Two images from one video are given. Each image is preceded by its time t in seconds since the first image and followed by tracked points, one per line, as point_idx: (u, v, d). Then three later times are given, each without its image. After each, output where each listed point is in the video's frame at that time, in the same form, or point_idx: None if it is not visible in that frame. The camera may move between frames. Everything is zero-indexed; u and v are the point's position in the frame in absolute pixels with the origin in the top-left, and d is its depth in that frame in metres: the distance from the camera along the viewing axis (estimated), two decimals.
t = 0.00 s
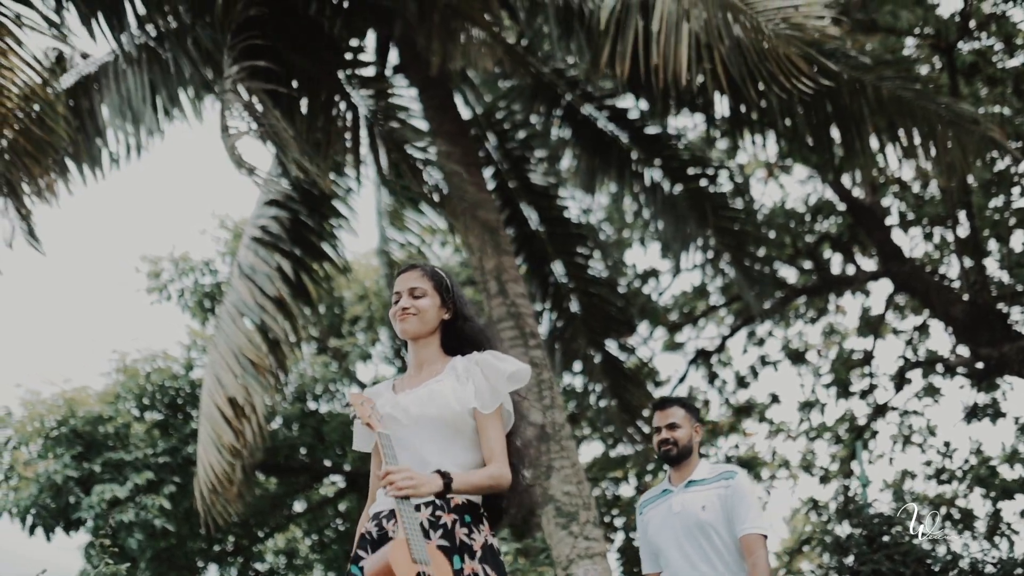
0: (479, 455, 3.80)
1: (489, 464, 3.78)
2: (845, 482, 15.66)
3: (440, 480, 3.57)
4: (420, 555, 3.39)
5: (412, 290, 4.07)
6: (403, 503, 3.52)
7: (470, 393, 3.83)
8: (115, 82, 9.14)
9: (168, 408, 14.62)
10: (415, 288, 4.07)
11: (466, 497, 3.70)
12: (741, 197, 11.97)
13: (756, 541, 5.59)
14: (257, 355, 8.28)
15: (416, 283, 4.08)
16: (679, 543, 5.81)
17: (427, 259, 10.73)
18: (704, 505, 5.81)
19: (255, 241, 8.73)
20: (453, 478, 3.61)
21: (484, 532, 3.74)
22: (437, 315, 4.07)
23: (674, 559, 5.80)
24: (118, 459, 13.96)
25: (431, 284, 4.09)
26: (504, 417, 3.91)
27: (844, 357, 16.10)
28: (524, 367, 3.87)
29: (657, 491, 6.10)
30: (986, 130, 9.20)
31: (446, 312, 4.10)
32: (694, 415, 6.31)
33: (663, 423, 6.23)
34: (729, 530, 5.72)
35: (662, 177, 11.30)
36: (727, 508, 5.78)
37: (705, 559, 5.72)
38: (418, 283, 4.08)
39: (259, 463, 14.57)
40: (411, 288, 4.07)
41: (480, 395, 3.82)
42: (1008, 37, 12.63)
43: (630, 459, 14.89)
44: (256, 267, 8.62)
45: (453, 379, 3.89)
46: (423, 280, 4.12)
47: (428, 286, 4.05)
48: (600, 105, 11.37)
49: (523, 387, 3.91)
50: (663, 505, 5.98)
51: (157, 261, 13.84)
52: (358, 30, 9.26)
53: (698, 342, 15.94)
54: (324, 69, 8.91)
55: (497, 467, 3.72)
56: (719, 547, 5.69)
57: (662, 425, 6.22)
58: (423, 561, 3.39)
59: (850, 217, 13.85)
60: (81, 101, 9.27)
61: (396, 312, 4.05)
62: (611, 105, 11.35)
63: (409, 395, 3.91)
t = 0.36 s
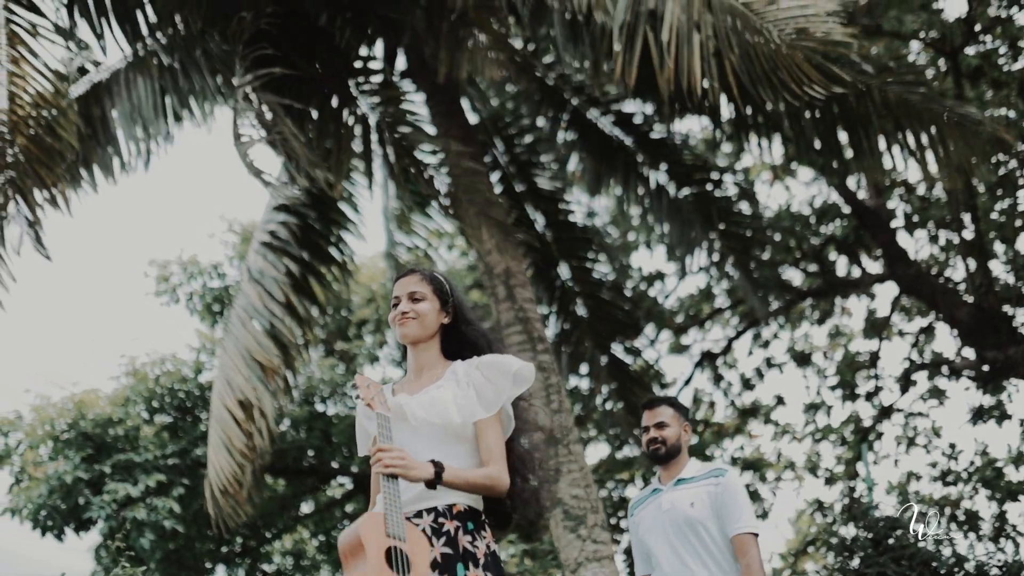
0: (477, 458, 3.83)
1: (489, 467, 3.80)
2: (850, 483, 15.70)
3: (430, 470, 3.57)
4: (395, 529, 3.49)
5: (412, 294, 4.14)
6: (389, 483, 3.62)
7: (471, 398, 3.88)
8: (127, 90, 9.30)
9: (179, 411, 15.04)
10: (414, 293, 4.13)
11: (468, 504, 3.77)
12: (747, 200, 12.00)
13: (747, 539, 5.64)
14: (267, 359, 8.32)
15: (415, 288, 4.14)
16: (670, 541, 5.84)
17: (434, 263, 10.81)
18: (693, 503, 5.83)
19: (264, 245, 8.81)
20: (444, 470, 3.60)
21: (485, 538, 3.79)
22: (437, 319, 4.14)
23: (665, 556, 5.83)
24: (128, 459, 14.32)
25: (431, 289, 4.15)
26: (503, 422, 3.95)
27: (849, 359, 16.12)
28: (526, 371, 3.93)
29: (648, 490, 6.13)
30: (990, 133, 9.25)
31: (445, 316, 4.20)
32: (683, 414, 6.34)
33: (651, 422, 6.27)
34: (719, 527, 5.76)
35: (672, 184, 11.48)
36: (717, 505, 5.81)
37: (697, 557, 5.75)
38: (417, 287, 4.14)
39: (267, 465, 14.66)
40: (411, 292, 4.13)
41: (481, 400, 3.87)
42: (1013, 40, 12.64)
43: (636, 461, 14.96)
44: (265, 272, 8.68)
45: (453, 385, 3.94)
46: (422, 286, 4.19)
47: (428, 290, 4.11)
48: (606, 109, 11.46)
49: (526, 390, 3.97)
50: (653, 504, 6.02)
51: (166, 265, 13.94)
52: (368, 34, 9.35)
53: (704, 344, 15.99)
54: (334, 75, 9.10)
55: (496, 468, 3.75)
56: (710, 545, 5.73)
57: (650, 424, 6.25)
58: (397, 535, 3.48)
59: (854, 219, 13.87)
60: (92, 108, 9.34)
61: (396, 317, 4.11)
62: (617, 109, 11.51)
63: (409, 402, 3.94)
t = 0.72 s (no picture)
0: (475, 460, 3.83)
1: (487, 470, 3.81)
2: (858, 484, 15.72)
3: (425, 460, 3.49)
4: (374, 505, 3.35)
5: (411, 297, 4.19)
6: (377, 458, 3.49)
7: (471, 402, 3.89)
8: (139, 98, 9.63)
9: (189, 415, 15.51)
10: (413, 296, 4.19)
11: (468, 507, 3.79)
12: (754, 202, 12.02)
13: (744, 536, 5.40)
14: (278, 361, 8.34)
15: (414, 291, 4.21)
16: (664, 539, 5.58)
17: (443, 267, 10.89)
18: (688, 497, 5.57)
19: (275, 250, 8.85)
20: (439, 461, 3.54)
21: (485, 541, 3.81)
22: (435, 322, 4.18)
23: (658, 552, 5.58)
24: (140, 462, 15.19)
25: (429, 292, 4.22)
26: (502, 426, 3.98)
27: (856, 360, 16.15)
28: (524, 375, 3.97)
29: (642, 487, 5.88)
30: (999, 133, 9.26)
31: (443, 320, 4.27)
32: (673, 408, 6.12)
33: (643, 420, 6.05)
34: (715, 522, 5.51)
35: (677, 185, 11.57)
36: (713, 500, 5.54)
37: (692, 555, 5.48)
38: (415, 290, 4.21)
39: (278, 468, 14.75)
40: (410, 295, 4.19)
41: (481, 404, 3.89)
42: (1020, 40, 12.64)
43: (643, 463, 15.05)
44: (276, 276, 8.74)
45: (453, 387, 3.97)
46: (420, 290, 4.24)
47: (426, 293, 4.18)
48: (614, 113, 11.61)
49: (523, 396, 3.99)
50: (647, 500, 5.76)
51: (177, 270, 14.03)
52: (377, 40, 9.60)
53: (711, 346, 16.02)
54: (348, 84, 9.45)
55: (492, 469, 3.74)
56: (705, 541, 5.48)
57: (642, 422, 6.03)
58: (375, 511, 3.34)
59: (861, 221, 13.90)
60: (104, 115, 9.67)
61: (394, 319, 4.15)
62: (625, 114, 11.60)
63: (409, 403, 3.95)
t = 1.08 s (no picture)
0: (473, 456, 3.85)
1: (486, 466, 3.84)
2: (869, 485, 15.73)
3: (421, 447, 3.55)
4: (361, 482, 3.45)
5: (411, 296, 4.18)
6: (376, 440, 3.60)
7: (469, 397, 3.92)
8: (154, 107, 9.74)
9: (203, 419, 16.39)
10: (413, 294, 4.18)
11: (467, 506, 3.80)
12: (764, 203, 12.04)
13: (751, 536, 5.34)
14: (294, 366, 8.37)
15: (414, 290, 4.19)
16: (667, 534, 5.49)
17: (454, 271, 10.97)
18: (694, 493, 5.49)
19: (289, 254, 8.90)
20: (435, 451, 3.58)
21: (486, 539, 3.80)
22: (434, 321, 4.18)
23: (660, 548, 5.50)
24: (154, 465, 15.76)
25: (429, 291, 4.20)
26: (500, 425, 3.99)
27: (866, 361, 16.16)
28: (516, 378, 3.95)
29: (644, 482, 5.79)
30: (1011, 133, 9.26)
31: (442, 318, 4.26)
32: (673, 403, 6.00)
33: (643, 415, 5.94)
34: (719, 520, 5.43)
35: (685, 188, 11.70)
36: (718, 498, 5.46)
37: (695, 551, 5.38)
38: (416, 289, 4.19)
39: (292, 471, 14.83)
40: (409, 294, 4.18)
41: (476, 402, 3.90)
42: None
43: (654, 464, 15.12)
44: (292, 281, 8.78)
45: (453, 384, 3.98)
46: (420, 288, 4.23)
47: (426, 292, 4.17)
48: (626, 117, 11.74)
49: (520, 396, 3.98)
50: (651, 495, 5.67)
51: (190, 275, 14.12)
52: (391, 44, 9.72)
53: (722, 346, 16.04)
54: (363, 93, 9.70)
55: (489, 465, 3.75)
56: (709, 538, 5.39)
57: (642, 417, 5.92)
58: (361, 489, 3.43)
59: (871, 222, 13.90)
60: (121, 124, 9.79)
61: (394, 317, 4.14)
62: (637, 117, 11.77)
63: (408, 401, 3.96)
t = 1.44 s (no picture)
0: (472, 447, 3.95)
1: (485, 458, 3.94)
2: (882, 484, 15.73)
3: (422, 433, 3.67)
4: (357, 462, 3.63)
5: (411, 293, 4.27)
6: (378, 420, 3.74)
7: (469, 390, 4.02)
8: (170, 115, 9.81)
9: (219, 422, 16.56)
10: (414, 291, 4.27)
11: (468, 501, 3.88)
12: (775, 205, 12.08)
13: (760, 536, 5.37)
14: (313, 371, 8.40)
15: (415, 287, 4.28)
16: (674, 530, 5.47)
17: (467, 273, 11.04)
18: (702, 490, 5.48)
19: (305, 260, 9.04)
20: (435, 439, 3.70)
21: (486, 537, 3.89)
22: (435, 317, 4.27)
23: (666, 543, 5.49)
24: (171, 468, 16.06)
25: (430, 287, 4.29)
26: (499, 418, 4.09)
27: (879, 361, 16.16)
28: (509, 376, 4.05)
29: (649, 477, 5.77)
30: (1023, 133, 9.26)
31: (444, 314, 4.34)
32: (678, 400, 6.01)
33: (649, 412, 5.94)
34: (727, 518, 5.44)
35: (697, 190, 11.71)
36: (726, 496, 5.47)
37: (704, 547, 5.37)
38: (416, 286, 4.28)
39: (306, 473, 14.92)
40: (411, 291, 4.27)
41: (474, 394, 4.01)
42: None
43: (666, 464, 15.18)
44: (307, 286, 8.88)
45: (455, 376, 4.08)
46: (421, 285, 4.32)
47: (427, 289, 4.26)
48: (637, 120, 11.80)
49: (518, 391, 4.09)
50: (657, 490, 5.65)
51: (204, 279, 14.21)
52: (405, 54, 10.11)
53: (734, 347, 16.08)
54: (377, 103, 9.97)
55: (489, 459, 3.87)
56: (718, 536, 5.39)
57: (648, 414, 5.93)
58: (356, 469, 3.62)
59: (883, 222, 13.91)
60: (137, 132, 9.89)
61: (395, 315, 4.24)
62: (648, 121, 11.84)
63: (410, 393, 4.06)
